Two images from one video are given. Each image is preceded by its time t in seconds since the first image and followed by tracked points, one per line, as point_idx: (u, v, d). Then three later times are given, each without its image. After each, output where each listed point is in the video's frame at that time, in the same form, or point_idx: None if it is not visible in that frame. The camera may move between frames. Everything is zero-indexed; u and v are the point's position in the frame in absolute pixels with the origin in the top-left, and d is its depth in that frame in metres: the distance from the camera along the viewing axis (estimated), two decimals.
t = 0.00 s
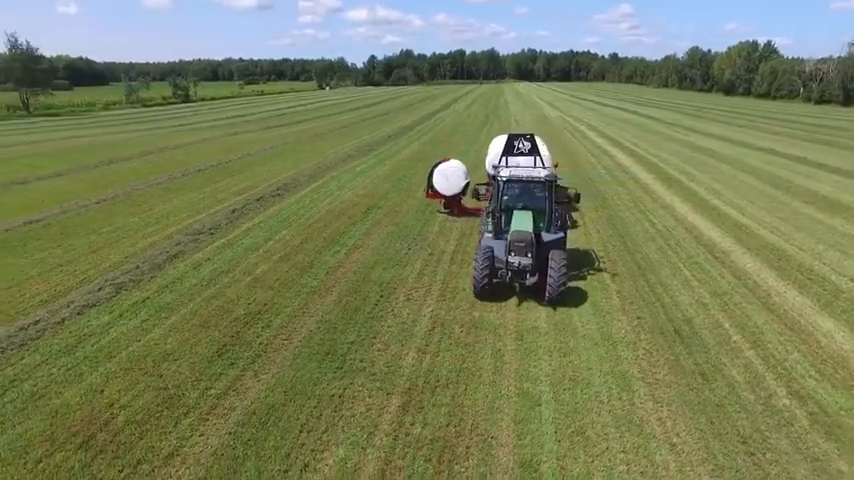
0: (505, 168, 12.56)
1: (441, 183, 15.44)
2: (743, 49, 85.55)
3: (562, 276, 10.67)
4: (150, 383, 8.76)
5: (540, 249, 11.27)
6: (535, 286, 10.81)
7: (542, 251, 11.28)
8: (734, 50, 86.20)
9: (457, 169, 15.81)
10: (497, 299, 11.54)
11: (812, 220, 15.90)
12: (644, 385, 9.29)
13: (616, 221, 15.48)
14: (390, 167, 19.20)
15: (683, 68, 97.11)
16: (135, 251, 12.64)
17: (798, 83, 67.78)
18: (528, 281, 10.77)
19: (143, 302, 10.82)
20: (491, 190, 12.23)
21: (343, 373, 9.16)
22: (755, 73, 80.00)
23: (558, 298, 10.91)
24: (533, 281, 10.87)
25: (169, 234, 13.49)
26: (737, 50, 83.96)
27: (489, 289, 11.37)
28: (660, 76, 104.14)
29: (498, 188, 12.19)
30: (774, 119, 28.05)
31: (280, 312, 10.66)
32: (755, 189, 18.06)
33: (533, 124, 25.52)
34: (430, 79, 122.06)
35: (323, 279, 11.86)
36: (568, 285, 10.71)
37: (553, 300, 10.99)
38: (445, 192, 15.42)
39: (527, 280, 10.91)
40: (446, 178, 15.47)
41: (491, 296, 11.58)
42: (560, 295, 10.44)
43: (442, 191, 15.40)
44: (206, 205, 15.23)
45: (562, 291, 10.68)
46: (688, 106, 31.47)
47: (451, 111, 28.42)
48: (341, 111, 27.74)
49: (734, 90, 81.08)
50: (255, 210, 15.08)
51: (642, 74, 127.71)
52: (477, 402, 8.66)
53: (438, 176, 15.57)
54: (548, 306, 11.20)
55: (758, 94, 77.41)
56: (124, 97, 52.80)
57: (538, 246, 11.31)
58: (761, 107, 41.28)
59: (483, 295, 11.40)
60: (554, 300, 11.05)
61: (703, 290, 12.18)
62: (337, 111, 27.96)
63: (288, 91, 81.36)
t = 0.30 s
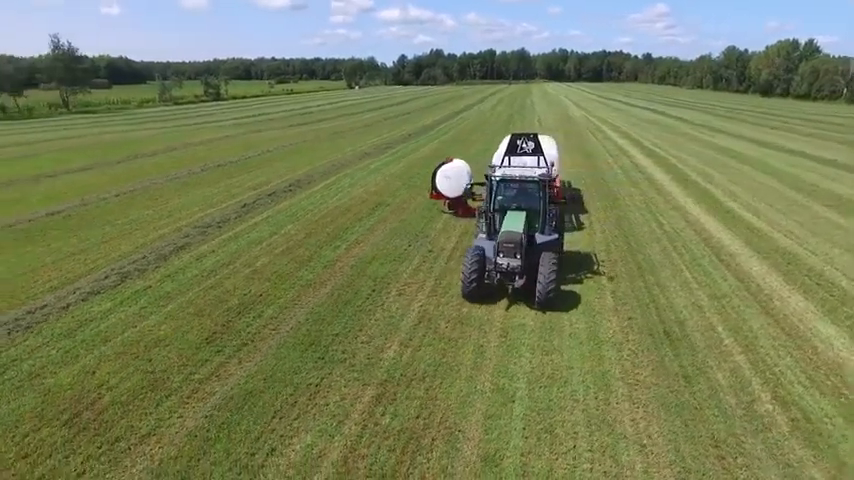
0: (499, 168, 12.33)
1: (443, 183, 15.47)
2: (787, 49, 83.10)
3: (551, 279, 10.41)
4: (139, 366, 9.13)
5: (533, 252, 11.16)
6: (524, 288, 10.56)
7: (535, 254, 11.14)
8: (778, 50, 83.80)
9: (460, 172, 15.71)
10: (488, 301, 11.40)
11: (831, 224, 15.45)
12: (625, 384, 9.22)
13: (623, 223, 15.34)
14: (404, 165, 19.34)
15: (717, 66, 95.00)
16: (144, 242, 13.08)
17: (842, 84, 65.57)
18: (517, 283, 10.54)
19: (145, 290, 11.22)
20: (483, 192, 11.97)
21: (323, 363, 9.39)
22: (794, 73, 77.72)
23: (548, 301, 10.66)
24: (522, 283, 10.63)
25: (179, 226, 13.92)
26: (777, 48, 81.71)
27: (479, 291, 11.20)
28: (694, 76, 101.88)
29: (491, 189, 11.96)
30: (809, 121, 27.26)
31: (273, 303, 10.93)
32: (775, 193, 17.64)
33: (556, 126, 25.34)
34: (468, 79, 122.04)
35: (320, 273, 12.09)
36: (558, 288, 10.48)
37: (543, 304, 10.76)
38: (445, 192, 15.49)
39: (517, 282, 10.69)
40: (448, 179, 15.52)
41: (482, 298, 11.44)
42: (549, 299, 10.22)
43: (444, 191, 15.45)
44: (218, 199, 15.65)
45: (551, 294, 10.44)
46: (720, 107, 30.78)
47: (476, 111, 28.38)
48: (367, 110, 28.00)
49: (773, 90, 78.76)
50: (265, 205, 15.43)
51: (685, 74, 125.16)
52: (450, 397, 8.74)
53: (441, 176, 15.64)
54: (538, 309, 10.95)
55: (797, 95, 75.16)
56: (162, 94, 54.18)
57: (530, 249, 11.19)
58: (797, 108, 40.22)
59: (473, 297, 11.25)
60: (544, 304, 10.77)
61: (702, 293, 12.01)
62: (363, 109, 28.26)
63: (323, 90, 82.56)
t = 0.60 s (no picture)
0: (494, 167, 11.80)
1: (448, 185, 15.81)
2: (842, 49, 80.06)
3: (540, 281, 9.98)
4: (132, 348, 9.53)
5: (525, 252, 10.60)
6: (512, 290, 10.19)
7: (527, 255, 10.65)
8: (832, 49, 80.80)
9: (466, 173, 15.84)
10: (479, 302, 11.16)
11: None
12: (604, 383, 9.15)
13: (634, 224, 15.15)
14: (423, 164, 19.45)
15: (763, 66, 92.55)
16: (158, 231, 13.54)
17: None
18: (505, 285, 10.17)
19: (150, 277, 11.63)
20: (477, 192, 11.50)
21: (306, 351, 9.63)
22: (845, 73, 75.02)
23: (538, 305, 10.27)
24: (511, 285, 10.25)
25: (193, 217, 14.36)
26: (829, 47, 78.91)
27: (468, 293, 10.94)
28: (737, 77, 99.39)
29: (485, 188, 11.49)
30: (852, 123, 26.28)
31: (269, 292, 11.21)
32: (801, 197, 17.13)
33: (583, 128, 25.07)
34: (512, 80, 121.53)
35: (319, 265, 12.34)
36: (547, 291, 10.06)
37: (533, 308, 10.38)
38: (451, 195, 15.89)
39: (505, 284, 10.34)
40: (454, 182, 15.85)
41: (472, 298, 11.22)
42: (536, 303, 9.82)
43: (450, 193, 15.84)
44: (235, 192, 16.08)
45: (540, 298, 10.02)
46: (759, 109, 29.93)
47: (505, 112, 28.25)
48: (396, 109, 28.16)
49: (823, 90, 76.17)
50: (279, 199, 15.76)
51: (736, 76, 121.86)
52: (423, 389, 8.85)
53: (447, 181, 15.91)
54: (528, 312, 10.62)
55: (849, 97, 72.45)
56: (203, 94, 55.59)
57: (523, 249, 10.66)
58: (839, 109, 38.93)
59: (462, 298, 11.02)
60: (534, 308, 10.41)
61: (702, 295, 11.82)
62: (392, 108, 28.46)
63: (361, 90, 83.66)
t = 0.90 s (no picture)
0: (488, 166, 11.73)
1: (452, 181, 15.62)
2: None
3: (522, 283, 9.86)
4: (129, 330, 10.00)
5: (512, 253, 10.50)
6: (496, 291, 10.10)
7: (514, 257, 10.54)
8: None
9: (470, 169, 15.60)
10: (467, 303, 11.12)
11: None
12: (580, 380, 9.09)
13: (643, 225, 14.94)
14: (441, 162, 19.55)
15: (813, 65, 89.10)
16: (172, 222, 14.08)
17: None
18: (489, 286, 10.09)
19: (157, 263, 12.12)
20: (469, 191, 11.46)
21: (291, 338, 9.94)
22: None
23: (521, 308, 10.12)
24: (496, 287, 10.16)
25: (207, 209, 14.87)
26: None
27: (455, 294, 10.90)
28: (782, 77, 95.10)
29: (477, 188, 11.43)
30: None
31: (265, 282, 11.57)
32: (826, 202, 16.58)
33: (612, 130, 24.72)
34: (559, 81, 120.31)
35: (319, 257, 12.63)
36: (530, 294, 9.90)
37: (516, 310, 10.26)
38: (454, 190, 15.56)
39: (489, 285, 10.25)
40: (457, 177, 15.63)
41: (461, 299, 11.20)
42: (517, 305, 9.69)
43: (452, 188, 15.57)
44: (252, 186, 16.55)
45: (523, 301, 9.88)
46: (801, 112, 28.96)
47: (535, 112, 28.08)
48: (426, 109, 28.31)
49: None
50: (293, 193, 16.17)
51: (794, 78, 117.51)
52: (397, 380, 9.02)
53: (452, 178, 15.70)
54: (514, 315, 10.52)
55: None
56: (243, 94, 57.16)
57: (510, 250, 10.56)
58: None
59: (449, 299, 11.00)
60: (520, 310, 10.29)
61: (700, 297, 11.60)
62: (422, 108, 28.63)
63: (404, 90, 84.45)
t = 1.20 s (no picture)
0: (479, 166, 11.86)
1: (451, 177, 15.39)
2: None
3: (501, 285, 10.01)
4: (128, 313, 10.52)
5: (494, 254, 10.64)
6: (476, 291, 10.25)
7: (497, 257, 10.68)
8: None
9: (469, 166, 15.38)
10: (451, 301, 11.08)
11: None
12: (553, 375, 9.14)
13: (649, 226, 14.77)
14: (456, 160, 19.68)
15: None
16: (184, 213, 14.66)
17: None
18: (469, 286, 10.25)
19: (164, 252, 12.67)
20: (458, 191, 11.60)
21: (277, 325, 10.28)
22: None
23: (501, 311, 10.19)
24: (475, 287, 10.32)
25: (220, 202, 15.41)
26: None
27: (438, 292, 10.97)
28: (830, 77, 91.53)
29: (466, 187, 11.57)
30: None
31: (262, 272, 11.96)
32: (847, 207, 16.06)
33: (637, 131, 24.37)
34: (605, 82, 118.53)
35: (318, 250, 12.97)
36: (508, 295, 10.04)
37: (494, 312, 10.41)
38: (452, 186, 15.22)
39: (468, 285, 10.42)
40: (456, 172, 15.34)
41: (445, 297, 11.18)
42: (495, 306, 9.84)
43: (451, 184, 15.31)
44: (267, 181, 17.05)
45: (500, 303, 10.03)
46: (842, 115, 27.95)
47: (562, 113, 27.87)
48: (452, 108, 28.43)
49: None
50: (305, 188, 16.60)
51: None
52: (373, 368, 9.25)
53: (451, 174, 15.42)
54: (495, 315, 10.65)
55: None
56: (274, 92, 58.50)
57: (493, 250, 10.70)
58: None
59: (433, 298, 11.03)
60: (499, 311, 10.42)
61: (693, 298, 11.44)
62: (449, 107, 28.76)
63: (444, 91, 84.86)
